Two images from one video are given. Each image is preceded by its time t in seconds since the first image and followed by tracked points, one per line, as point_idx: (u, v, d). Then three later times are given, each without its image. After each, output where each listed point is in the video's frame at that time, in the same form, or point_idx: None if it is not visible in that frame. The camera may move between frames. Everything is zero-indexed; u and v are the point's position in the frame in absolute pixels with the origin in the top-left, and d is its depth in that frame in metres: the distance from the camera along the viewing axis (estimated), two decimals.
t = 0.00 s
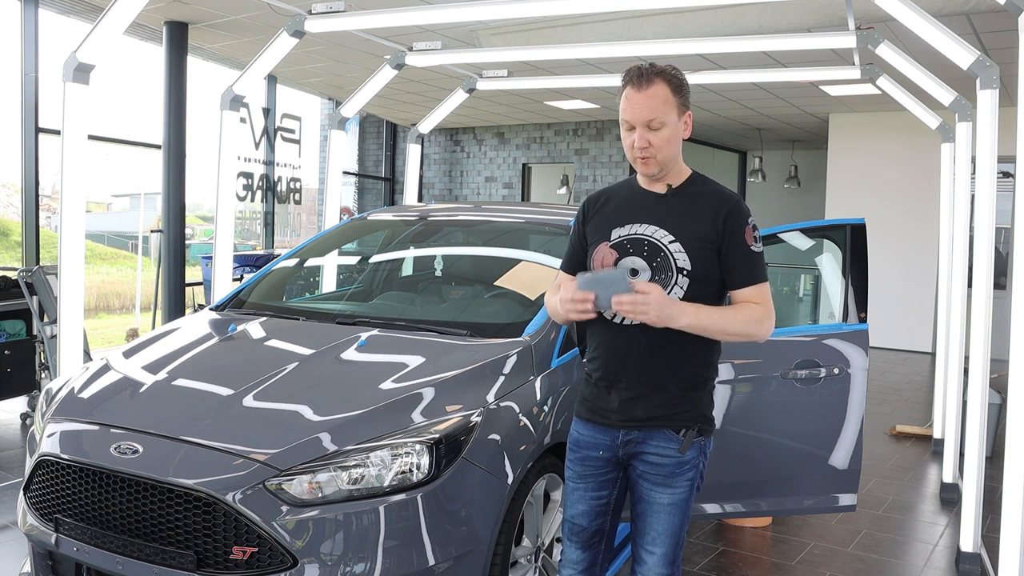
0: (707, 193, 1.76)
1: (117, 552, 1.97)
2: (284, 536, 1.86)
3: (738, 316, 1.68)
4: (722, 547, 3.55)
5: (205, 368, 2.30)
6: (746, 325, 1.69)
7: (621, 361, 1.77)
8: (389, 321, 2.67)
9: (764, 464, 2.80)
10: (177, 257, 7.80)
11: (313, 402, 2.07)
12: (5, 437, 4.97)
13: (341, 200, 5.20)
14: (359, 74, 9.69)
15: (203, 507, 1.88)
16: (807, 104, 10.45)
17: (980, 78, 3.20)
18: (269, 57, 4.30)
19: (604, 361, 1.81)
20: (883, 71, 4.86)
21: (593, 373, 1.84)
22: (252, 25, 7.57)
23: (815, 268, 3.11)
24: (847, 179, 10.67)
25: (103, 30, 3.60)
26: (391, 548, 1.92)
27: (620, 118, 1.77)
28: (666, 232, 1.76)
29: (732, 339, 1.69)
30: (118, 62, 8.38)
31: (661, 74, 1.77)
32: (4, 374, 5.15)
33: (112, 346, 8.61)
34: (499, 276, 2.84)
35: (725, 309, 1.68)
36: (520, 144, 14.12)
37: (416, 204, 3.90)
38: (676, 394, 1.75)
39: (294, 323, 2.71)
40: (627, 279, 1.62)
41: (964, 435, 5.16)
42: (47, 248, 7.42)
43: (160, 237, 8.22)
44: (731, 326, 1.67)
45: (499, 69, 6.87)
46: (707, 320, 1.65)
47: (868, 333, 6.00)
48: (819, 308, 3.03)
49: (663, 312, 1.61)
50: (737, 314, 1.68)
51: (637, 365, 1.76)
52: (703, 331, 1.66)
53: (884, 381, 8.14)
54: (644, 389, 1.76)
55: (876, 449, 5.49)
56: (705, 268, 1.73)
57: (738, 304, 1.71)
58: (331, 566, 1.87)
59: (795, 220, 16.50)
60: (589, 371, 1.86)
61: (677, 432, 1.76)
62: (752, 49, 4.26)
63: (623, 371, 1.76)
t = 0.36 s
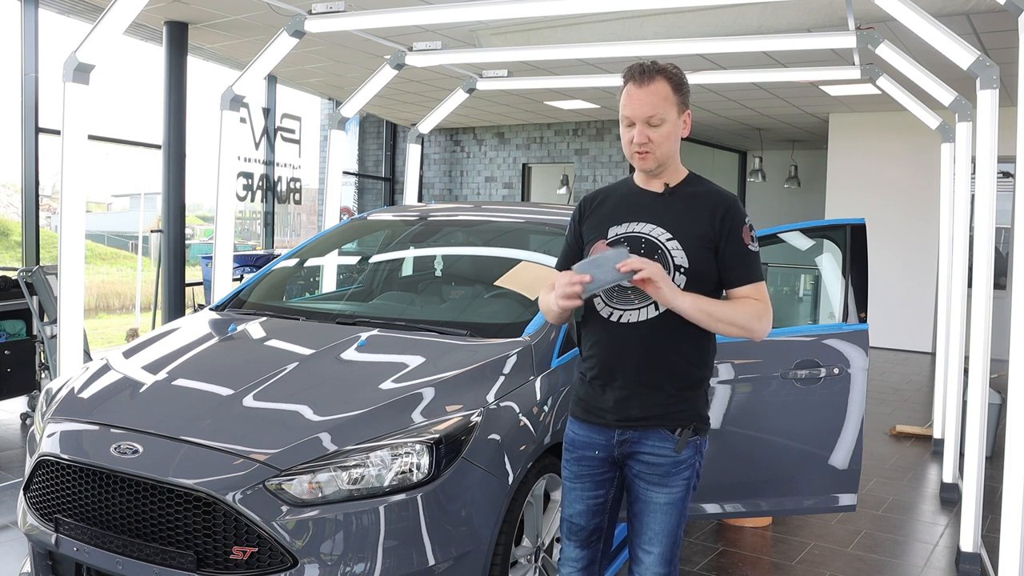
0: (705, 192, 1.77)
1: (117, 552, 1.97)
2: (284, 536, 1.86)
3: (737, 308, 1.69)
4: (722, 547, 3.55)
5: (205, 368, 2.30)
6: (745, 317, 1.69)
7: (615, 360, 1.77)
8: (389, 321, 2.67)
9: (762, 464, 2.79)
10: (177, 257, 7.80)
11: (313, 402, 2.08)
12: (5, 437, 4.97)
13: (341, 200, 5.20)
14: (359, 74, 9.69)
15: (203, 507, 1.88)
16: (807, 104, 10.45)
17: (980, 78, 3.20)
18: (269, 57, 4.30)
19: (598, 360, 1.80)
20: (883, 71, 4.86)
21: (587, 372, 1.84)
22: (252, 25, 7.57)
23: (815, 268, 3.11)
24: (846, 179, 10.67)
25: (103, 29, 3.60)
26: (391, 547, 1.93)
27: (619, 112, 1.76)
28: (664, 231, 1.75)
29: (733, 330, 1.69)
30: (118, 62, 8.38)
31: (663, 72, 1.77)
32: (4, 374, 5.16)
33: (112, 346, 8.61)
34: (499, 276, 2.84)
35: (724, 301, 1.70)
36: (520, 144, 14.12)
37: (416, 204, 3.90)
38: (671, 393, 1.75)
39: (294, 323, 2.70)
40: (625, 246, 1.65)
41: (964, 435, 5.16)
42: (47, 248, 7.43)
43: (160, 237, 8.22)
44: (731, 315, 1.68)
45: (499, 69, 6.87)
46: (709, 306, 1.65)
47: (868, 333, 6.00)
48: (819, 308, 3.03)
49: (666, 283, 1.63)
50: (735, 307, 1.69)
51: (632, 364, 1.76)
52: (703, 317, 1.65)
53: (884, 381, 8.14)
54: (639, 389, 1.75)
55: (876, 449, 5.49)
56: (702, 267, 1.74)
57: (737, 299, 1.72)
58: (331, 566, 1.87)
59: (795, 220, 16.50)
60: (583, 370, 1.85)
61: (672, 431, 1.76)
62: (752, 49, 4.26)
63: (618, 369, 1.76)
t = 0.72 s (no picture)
0: (702, 192, 1.77)
1: (117, 552, 1.97)
2: (284, 536, 1.86)
3: (729, 307, 1.69)
4: (722, 547, 3.55)
5: (205, 368, 2.30)
6: (736, 315, 1.69)
7: (611, 359, 1.78)
8: (389, 321, 2.67)
9: (762, 464, 2.79)
10: (177, 257, 7.80)
11: (313, 402, 2.07)
12: (4, 437, 4.97)
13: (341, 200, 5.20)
14: (359, 74, 9.69)
15: (203, 507, 1.88)
16: (807, 104, 10.45)
17: (980, 78, 3.20)
18: (269, 57, 4.30)
19: (594, 359, 1.81)
20: (883, 71, 4.86)
21: (584, 372, 1.84)
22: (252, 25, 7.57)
23: (815, 267, 3.11)
24: (847, 179, 10.67)
25: (103, 29, 3.60)
26: (391, 548, 1.92)
27: (623, 106, 1.78)
28: (660, 230, 1.75)
29: (726, 328, 1.69)
30: (118, 62, 8.38)
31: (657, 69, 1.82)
32: (4, 374, 5.16)
33: (112, 346, 8.61)
34: (499, 276, 2.84)
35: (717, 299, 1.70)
36: (520, 144, 14.12)
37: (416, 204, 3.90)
38: (666, 393, 1.75)
39: (294, 323, 2.70)
40: (605, 247, 1.68)
41: (964, 435, 5.16)
42: (47, 248, 7.42)
43: (160, 237, 8.22)
44: (722, 313, 1.68)
45: (499, 69, 6.87)
46: (699, 303, 1.67)
47: (868, 334, 6.00)
48: (819, 308, 3.03)
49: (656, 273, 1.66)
50: (728, 305, 1.70)
51: (628, 363, 1.76)
52: (692, 312, 1.66)
53: (884, 381, 8.14)
54: (634, 388, 1.76)
55: (876, 449, 5.49)
56: (699, 266, 1.74)
57: (731, 298, 1.72)
58: (331, 566, 1.87)
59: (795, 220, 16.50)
60: (580, 370, 1.85)
61: (668, 430, 1.76)
62: (752, 49, 4.26)
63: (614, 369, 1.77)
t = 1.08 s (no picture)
0: (697, 190, 1.77)
1: (117, 552, 1.97)
2: (284, 536, 1.86)
3: (728, 305, 1.69)
4: (722, 547, 3.55)
5: (205, 368, 2.30)
6: (735, 313, 1.69)
7: (610, 359, 1.78)
8: (389, 321, 2.67)
9: (762, 464, 2.79)
10: (177, 257, 7.80)
11: (313, 402, 2.07)
12: (4, 437, 4.97)
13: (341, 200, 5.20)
14: (359, 74, 9.69)
15: (203, 507, 1.88)
16: (807, 104, 10.45)
17: (980, 78, 3.20)
18: (269, 57, 4.30)
19: (594, 359, 1.81)
20: (883, 71, 4.86)
21: (583, 372, 1.84)
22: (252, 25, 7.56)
23: (815, 267, 3.11)
24: (847, 179, 10.67)
25: (103, 30, 3.60)
26: (391, 548, 1.92)
27: (620, 101, 1.79)
28: (656, 230, 1.76)
29: (725, 327, 1.69)
30: (118, 62, 8.38)
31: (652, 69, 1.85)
32: (4, 374, 5.16)
33: (112, 346, 8.61)
34: (499, 276, 2.84)
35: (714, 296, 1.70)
36: (520, 144, 14.11)
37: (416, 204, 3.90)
38: (666, 394, 1.75)
39: (294, 323, 2.70)
40: (605, 245, 1.68)
41: (964, 435, 5.16)
42: (47, 248, 7.43)
43: (160, 237, 8.22)
44: (720, 311, 1.68)
45: (499, 69, 6.87)
46: (698, 303, 1.67)
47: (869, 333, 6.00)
48: (819, 308, 3.03)
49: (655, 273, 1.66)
50: (726, 303, 1.69)
51: (627, 363, 1.76)
52: (692, 312, 1.67)
53: (884, 381, 8.14)
54: (633, 389, 1.76)
55: (876, 449, 5.49)
56: (696, 265, 1.74)
57: (729, 296, 1.72)
58: (331, 566, 1.87)
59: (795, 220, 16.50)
60: (579, 370, 1.86)
61: (668, 430, 1.75)
62: (752, 49, 4.26)
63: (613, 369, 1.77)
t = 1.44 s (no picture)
0: (686, 190, 1.77)
1: (117, 552, 1.97)
2: (284, 536, 1.86)
3: (719, 305, 1.70)
4: (722, 547, 3.55)
5: (205, 368, 2.30)
6: (726, 313, 1.70)
7: (603, 358, 1.78)
8: (389, 321, 2.67)
9: (763, 463, 2.79)
10: (177, 257, 7.80)
11: (313, 402, 2.07)
12: (4, 437, 4.97)
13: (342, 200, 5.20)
14: (359, 74, 9.70)
15: (203, 507, 1.88)
16: (807, 104, 10.45)
17: (980, 78, 3.20)
18: (269, 57, 4.30)
19: (586, 359, 1.81)
20: (883, 71, 4.86)
21: (575, 371, 1.84)
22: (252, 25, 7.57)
23: (815, 268, 3.12)
24: (847, 179, 10.67)
25: (103, 29, 3.60)
26: (391, 547, 1.92)
27: (608, 101, 1.80)
28: (646, 232, 1.76)
29: (716, 328, 1.69)
30: (118, 62, 8.38)
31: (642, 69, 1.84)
32: (4, 374, 5.16)
33: (112, 346, 8.62)
34: (500, 276, 2.84)
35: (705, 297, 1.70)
36: (520, 144, 14.11)
37: (417, 204, 3.89)
38: (659, 392, 1.75)
39: (294, 323, 2.71)
40: (596, 252, 1.71)
41: (964, 435, 5.16)
42: (47, 248, 7.43)
43: (160, 237, 8.23)
44: (713, 313, 1.68)
45: (499, 69, 6.87)
46: (689, 305, 1.68)
47: (869, 333, 6.00)
48: (819, 308, 3.04)
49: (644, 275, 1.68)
50: (717, 304, 1.70)
51: (619, 362, 1.76)
52: (683, 314, 1.68)
53: (884, 381, 8.14)
54: (626, 387, 1.76)
55: (876, 449, 5.49)
56: (687, 266, 1.74)
57: (719, 296, 1.72)
58: (331, 565, 1.87)
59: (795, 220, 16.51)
60: (572, 369, 1.86)
61: (661, 427, 1.75)
62: (752, 49, 4.26)
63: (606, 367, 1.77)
